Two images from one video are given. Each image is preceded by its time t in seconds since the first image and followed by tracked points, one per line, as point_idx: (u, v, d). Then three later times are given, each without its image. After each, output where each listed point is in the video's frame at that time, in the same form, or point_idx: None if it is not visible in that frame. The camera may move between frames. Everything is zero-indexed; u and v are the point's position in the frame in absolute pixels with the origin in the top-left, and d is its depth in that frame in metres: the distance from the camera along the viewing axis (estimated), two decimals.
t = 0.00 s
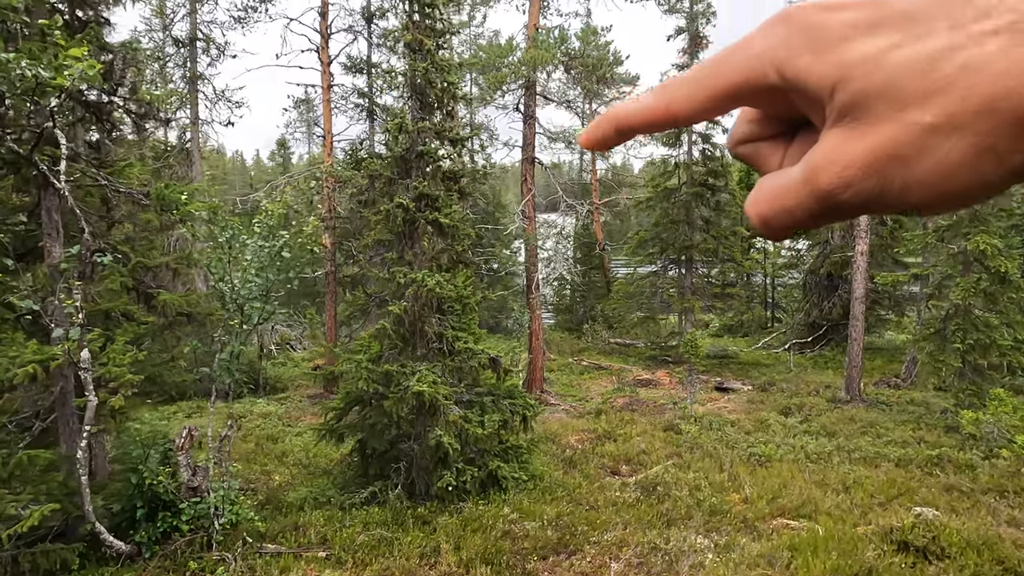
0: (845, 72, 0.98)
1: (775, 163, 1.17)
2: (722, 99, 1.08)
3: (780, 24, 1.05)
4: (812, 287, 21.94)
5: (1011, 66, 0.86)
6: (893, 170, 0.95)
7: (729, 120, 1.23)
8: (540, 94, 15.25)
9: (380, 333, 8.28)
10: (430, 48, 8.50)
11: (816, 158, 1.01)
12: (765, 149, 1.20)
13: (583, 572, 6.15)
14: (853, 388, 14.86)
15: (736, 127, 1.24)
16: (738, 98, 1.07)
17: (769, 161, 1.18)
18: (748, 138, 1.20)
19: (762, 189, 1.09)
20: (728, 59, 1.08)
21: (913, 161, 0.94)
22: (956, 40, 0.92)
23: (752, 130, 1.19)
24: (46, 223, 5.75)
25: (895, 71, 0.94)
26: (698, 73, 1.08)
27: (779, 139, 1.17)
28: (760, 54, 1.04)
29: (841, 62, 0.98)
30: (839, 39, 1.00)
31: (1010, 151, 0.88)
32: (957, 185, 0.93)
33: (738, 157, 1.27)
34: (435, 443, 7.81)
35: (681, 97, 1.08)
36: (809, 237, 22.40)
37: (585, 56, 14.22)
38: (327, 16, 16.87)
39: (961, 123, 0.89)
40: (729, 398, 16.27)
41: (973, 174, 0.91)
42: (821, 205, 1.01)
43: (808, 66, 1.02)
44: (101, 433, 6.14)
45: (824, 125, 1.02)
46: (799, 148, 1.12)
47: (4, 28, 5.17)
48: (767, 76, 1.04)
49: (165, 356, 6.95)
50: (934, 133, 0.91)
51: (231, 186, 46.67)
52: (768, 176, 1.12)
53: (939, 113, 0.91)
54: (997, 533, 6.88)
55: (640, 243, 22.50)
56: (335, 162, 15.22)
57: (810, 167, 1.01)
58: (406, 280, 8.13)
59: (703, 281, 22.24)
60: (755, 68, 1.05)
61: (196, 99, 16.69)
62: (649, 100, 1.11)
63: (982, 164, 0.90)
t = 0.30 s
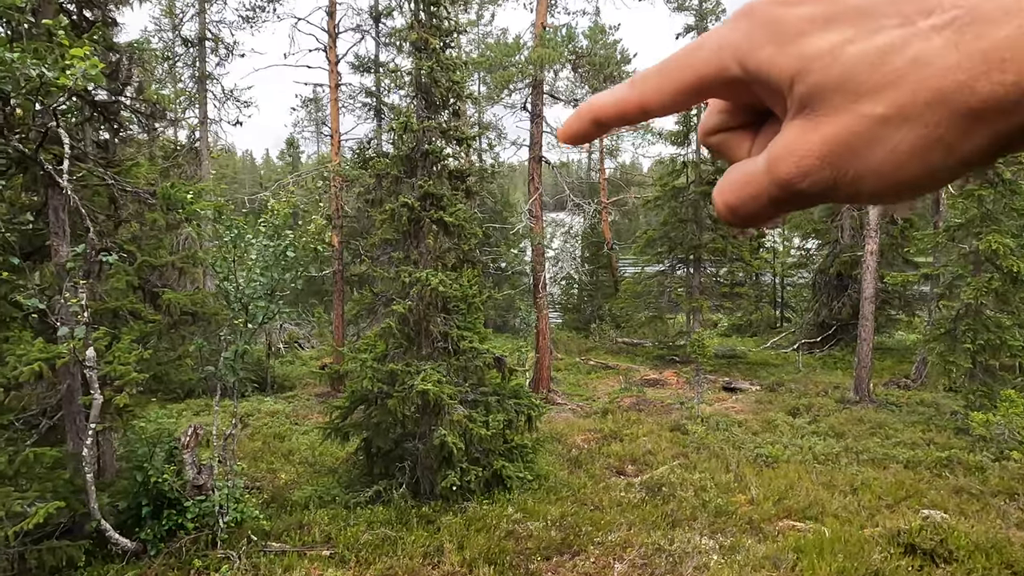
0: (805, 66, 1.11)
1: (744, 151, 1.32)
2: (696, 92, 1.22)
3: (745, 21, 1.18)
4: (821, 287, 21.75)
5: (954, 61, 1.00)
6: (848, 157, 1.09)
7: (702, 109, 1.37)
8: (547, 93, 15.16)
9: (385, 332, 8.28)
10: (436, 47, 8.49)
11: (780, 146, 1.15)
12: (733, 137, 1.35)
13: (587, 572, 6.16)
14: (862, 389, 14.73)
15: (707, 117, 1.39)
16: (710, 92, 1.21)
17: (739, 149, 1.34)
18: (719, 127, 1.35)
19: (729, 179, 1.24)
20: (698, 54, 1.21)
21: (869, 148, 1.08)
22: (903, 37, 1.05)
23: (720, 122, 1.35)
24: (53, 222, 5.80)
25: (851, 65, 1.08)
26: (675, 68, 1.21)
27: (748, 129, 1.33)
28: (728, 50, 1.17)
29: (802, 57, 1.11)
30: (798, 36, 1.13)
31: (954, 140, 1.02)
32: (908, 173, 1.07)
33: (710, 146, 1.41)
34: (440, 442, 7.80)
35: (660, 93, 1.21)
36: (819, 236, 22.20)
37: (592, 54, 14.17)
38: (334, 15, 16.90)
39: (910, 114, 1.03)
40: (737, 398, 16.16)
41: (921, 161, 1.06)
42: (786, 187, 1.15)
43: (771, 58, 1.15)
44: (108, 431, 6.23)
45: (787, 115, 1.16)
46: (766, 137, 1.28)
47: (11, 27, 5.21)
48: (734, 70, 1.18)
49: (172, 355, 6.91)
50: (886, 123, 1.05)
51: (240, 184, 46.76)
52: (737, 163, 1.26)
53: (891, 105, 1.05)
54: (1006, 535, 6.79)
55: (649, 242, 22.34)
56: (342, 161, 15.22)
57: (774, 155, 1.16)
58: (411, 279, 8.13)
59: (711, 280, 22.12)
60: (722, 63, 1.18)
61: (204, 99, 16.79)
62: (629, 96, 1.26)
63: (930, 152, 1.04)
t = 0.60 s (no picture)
0: (793, 70, 1.09)
1: (736, 161, 1.28)
2: (686, 100, 1.20)
3: (732, 28, 1.17)
4: (831, 286, 21.59)
5: (944, 60, 0.98)
6: (841, 160, 1.06)
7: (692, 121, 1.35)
8: (556, 91, 15.10)
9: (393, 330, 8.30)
10: (444, 45, 8.48)
11: (771, 151, 1.11)
12: (725, 148, 1.31)
13: (594, 571, 6.15)
14: (873, 389, 14.61)
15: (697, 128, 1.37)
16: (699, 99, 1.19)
17: (730, 159, 1.29)
18: (708, 139, 1.32)
19: (720, 189, 1.20)
20: (685, 64, 1.20)
21: (860, 151, 1.05)
22: (890, 38, 1.04)
23: (711, 132, 1.31)
24: (64, 220, 5.84)
25: (838, 67, 1.05)
26: (664, 80, 1.20)
27: (739, 138, 1.29)
28: (714, 57, 1.16)
29: (790, 62, 1.10)
30: (785, 42, 1.11)
31: (949, 139, 0.99)
32: (902, 174, 1.04)
33: (699, 157, 1.38)
34: (448, 441, 7.81)
35: (650, 102, 1.20)
36: (830, 235, 22.02)
37: (601, 52, 14.11)
38: (344, 14, 16.93)
39: (902, 114, 1.01)
40: (746, 398, 16.07)
41: (915, 162, 1.02)
42: (778, 194, 1.12)
43: (759, 65, 1.13)
44: (118, 428, 6.28)
45: (778, 121, 1.13)
46: (758, 143, 1.24)
47: (22, 27, 5.30)
48: (722, 77, 1.16)
49: (182, 353, 7.01)
50: (878, 125, 1.03)
51: (250, 182, 46.97)
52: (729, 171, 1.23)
53: (881, 106, 1.02)
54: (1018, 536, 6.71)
55: (657, 241, 22.25)
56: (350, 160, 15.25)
57: (764, 160, 1.12)
58: (419, 278, 8.14)
59: (720, 279, 22.00)
60: (711, 70, 1.16)
61: (214, 98, 16.89)
62: (618, 110, 1.25)
63: (925, 151, 1.01)
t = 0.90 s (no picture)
0: (807, 86, 1.10)
1: (749, 176, 1.29)
2: (700, 118, 1.20)
3: (745, 45, 1.18)
4: (841, 285, 21.44)
5: (961, 70, 0.99)
6: (858, 172, 1.06)
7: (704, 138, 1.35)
8: (564, 89, 15.03)
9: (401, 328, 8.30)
10: (452, 42, 8.47)
11: (787, 165, 1.12)
12: (737, 164, 1.32)
13: (602, 570, 6.13)
14: (883, 388, 14.50)
15: (709, 145, 1.37)
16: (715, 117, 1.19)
17: (743, 175, 1.30)
18: (723, 154, 1.32)
19: (736, 203, 1.20)
20: (698, 81, 1.20)
21: (878, 165, 1.05)
22: (906, 51, 1.04)
23: (723, 149, 1.32)
24: (75, 218, 5.92)
25: (854, 81, 1.06)
26: (677, 98, 1.20)
27: (752, 154, 1.29)
28: (728, 73, 1.16)
29: (804, 77, 1.10)
30: (799, 57, 1.12)
31: (967, 149, 1.00)
32: (922, 185, 1.04)
33: (712, 174, 1.38)
34: (455, 439, 7.80)
35: (664, 121, 1.20)
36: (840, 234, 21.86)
37: (610, 50, 14.08)
38: (352, 12, 16.94)
39: (921, 125, 1.01)
40: (755, 397, 15.98)
41: (934, 173, 1.03)
42: (796, 207, 1.12)
43: (772, 81, 1.13)
44: (128, 424, 6.38)
45: (792, 135, 1.13)
46: (773, 159, 1.24)
47: (34, 25, 5.35)
48: (737, 94, 1.16)
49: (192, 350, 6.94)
50: (897, 135, 1.03)
51: (258, 181, 47.23)
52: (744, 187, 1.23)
53: (899, 117, 1.02)
54: None
55: (665, 239, 22.16)
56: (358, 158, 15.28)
57: (780, 175, 1.13)
58: (427, 275, 8.13)
59: (729, 278, 21.88)
60: (724, 87, 1.16)
61: (223, 96, 16.95)
62: (629, 127, 1.24)
63: (943, 162, 1.02)
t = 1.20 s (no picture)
0: (801, 85, 1.08)
1: (742, 179, 1.26)
2: (693, 120, 1.18)
3: (736, 46, 1.15)
4: (849, 284, 21.31)
5: (956, 66, 0.97)
6: (851, 173, 1.05)
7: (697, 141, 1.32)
8: (571, 88, 14.96)
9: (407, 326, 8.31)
10: (459, 41, 8.46)
11: (779, 166, 1.10)
12: (733, 167, 1.29)
13: (608, 569, 6.11)
14: (891, 388, 14.40)
15: (704, 147, 1.34)
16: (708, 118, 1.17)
17: (737, 178, 1.27)
18: (716, 157, 1.30)
19: (728, 206, 1.18)
20: (690, 81, 1.18)
21: (872, 164, 1.04)
22: (900, 48, 1.03)
23: (718, 152, 1.30)
24: (84, 216, 5.95)
25: (847, 80, 1.05)
26: (669, 100, 1.18)
27: (746, 156, 1.27)
28: (720, 74, 1.14)
29: (797, 77, 1.08)
30: (792, 56, 1.10)
31: (964, 146, 0.98)
32: (917, 184, 1.03)
33: (705, 178, 1.36)
34: (461, 437, 7.80)
35: (656, 123, 1.18)
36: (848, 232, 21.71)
37: (616, 48, 13.94)
38: (359, 11, 16.94)
39: (915, 123, 1.00)
40: (763, 396, 15.90)
41: (929, 171, 1.01)
42: (790, 210, 1.10)
43: (765, 81, 1.11)
44: (136, 422, 6.42)
45: (785, 135, 1.12)
46: (767, 161, 1.22)
47: (42, 24, 5.37)
48: (729, 96, 1.14)
49: (199, 348, 6.95)
50: (891, 133, 1.02)
51: (266, 179, 47.43)
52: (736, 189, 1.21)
53: (892, 115, 1.01)
54: None
55: (673, 237, 22.07)
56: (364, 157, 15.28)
57: (772, 176, 1.11)
58: (433, 274, 8.12)
59: (736, 276, 21.77)
60: (717, 89, 1.14)
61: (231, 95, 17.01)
62: (621, 128, 1.22)
63: (939, 159, 1.00)
